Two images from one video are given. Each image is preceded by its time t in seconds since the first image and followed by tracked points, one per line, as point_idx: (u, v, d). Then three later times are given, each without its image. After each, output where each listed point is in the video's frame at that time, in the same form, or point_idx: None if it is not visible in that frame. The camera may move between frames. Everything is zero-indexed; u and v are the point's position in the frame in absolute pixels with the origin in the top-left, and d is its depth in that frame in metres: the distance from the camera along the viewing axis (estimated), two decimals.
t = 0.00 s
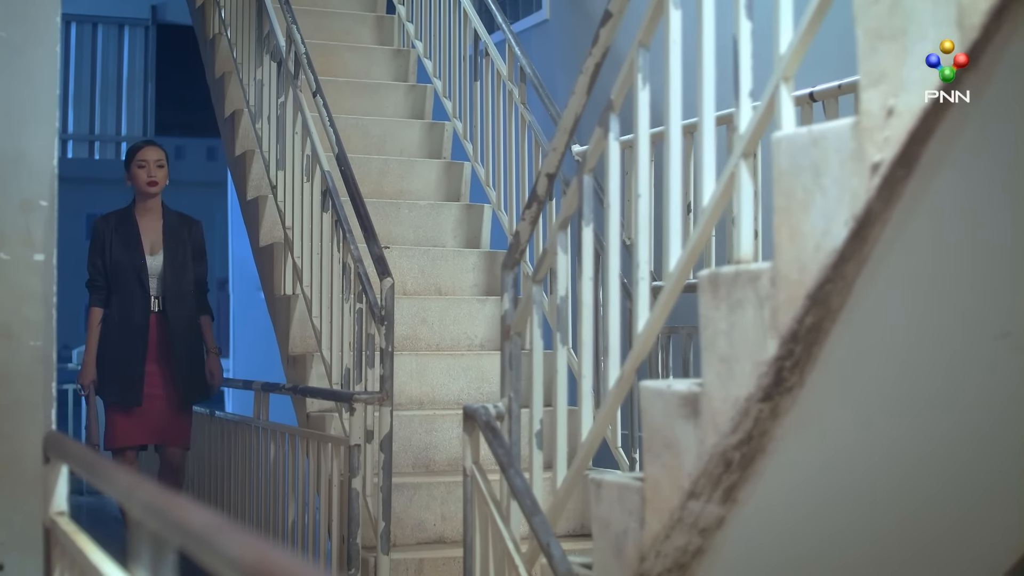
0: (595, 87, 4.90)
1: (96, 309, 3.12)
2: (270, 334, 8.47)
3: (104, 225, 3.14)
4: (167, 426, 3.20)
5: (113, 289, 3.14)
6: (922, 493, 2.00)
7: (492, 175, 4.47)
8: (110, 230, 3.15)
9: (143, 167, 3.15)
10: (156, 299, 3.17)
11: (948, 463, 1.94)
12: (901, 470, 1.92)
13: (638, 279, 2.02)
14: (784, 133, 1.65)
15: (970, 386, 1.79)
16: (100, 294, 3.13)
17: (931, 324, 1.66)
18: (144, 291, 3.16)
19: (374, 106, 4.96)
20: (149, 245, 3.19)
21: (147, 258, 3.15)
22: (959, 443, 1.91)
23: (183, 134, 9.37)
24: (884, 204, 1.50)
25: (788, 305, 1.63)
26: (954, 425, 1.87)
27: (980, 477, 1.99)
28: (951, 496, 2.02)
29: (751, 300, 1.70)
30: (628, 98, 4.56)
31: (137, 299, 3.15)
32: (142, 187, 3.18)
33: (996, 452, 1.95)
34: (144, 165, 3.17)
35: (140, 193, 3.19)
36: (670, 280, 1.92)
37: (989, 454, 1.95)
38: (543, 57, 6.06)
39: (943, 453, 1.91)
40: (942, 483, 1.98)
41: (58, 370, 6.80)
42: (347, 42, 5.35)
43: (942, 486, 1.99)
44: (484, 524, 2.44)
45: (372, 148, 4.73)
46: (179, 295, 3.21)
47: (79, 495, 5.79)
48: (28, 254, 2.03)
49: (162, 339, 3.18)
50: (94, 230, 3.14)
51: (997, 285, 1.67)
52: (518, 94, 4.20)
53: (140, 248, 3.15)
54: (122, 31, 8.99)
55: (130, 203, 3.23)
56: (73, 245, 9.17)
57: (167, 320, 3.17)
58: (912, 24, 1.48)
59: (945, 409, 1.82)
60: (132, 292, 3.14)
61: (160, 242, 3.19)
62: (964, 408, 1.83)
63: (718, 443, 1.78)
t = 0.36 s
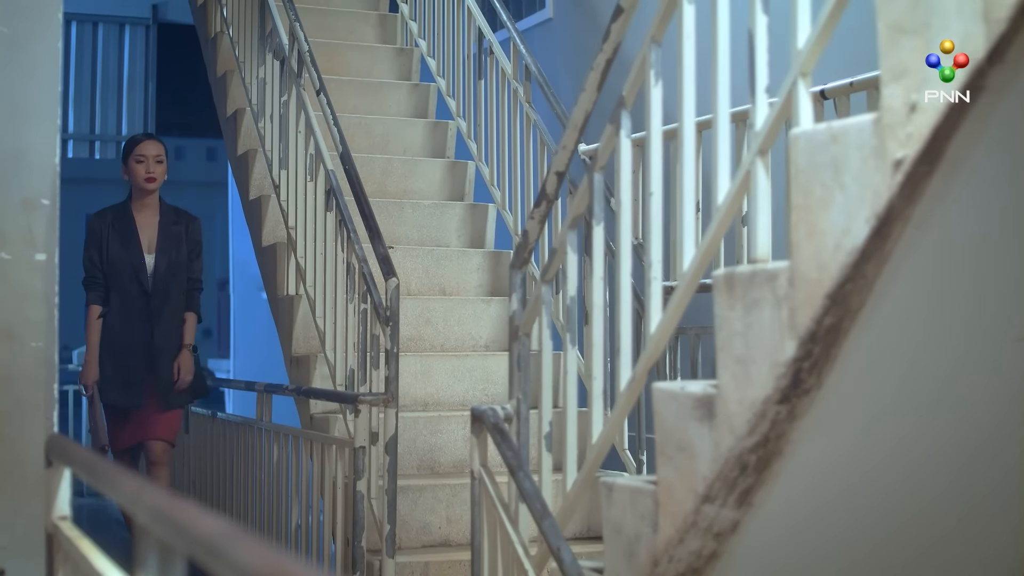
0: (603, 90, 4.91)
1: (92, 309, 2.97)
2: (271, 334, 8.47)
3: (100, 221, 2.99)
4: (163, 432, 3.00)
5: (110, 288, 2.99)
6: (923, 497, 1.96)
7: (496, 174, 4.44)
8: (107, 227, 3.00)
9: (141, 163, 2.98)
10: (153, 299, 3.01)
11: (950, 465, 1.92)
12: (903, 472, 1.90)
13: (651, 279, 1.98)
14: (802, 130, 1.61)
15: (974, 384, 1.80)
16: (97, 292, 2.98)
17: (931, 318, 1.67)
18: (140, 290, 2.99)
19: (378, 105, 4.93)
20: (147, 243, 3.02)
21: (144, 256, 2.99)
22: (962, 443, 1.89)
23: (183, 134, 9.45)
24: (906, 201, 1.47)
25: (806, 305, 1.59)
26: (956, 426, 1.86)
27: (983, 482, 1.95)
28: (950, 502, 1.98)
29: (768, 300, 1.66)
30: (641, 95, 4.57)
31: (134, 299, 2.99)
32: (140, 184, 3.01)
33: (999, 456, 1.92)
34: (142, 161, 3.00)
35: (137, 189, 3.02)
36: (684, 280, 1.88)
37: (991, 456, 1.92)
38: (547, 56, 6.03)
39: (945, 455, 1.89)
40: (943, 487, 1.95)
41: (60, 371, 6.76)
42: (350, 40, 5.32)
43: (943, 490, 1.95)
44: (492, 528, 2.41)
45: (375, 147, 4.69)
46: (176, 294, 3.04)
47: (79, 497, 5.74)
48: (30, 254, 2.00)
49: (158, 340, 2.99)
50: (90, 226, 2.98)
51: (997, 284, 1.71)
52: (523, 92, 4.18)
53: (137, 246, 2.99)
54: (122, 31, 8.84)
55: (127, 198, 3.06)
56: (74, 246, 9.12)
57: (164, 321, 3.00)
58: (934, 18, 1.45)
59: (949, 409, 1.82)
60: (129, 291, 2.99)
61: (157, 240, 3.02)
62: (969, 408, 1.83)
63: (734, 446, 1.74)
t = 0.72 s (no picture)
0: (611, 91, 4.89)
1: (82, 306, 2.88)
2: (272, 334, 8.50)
3: (90, 215, 2.88)
4: (153, 439, 2.86)
5: (100, 286, 2.89)
6: (925, 501, 1.88)
7: (500, 174, 4.40)
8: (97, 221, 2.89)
9: (135, 151, 2.89)
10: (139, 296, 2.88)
11: (951, 466, 1.85)
12: (906, 469, 1.85)
13: (662, 279, 1.96)
14: (818, 126, 1.57)
15: (974, 387, 1.77)
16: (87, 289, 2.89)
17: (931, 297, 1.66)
18: (130, 288, 2.88)
19: (381, 104, 4.90)
20: (136, 239, 2.90)
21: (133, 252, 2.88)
22: (963, 445, 1.83)
23: (183, 134, 9.31)
24: (927, 199, 1.44)
25: (823, 305, 1.56)
26: (956, 427, 1.81)
27: (987, 487, 1.88)
28: (954, 508, 1.89)
29: (784, 300, 1.63)
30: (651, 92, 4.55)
31: (123, 298, 2.88)
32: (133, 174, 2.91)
33: (1002, 459, 1.85)
34: (137, 150, 2.91)
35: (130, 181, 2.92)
36: (697, 279, 1.85)
37: (994, 460, 1.85)
38: (550, 54, 6.00)
39: (947, 457, 1.84)
40: (947, 491, 1.88)
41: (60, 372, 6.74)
42: (353, 39, 5.29)
43: (945, 494, 1.88)
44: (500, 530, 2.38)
45: (379, 147, 4.67)
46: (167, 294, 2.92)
47: (80, 498, 5.71)
48: (31, 253, 1.96)
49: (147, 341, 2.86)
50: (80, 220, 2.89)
51: (998, 273, 1.70)
52: (527, 91, 4.14)
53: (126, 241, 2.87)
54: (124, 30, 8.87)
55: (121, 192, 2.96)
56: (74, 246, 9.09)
57: (154, 321, 2.87)
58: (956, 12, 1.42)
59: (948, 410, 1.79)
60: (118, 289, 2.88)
61: (147, 235, 2.90)
62: (969, 409, 1.79)
63: (749, 449, 1.71)
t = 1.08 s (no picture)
0: (619, 90, 4.87)
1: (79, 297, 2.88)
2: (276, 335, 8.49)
3: (93, 206, 2.92)
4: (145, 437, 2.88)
5: (99, 278, 2.91)
6: (927, 505, 1.84)
7: (504, 172, 4.37)
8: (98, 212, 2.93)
9: (137, 142, 2.91)
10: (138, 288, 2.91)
11: (956, 469, 1.81)
12: (908, 468, 1.80)
13: (674, 278, 1.93)
14: (835, 122, 1.54)
15: (982, 390, 1.74)
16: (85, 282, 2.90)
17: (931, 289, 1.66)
18: (130, 279, 2.90)
19: (384, 102, 4.87)
20: (138, 230, 2.93)
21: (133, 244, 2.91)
22: (966, 445, 1.79)
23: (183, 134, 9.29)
24: (947, 197, 1.42)
25: (840, 305, 1.53)
26: (960, 426, 1.77)
27: (989, 494, 1.84)
28: (955, 515, 1.85)
29: (799, 299, 1.60)
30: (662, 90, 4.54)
31: (122, 289, 2.90)
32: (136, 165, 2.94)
33: (1006, 463, 1.82)
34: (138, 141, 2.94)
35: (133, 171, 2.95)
36: (709, 278, 1.82)
37: (997, 463, 1.82)
38: (554, 53, 5.98)
39: (952, 459, 1.80)
40: (950, 495, 1.84)
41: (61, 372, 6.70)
42: (355, 37, 5.27)
43: (946, 494, 1.83)
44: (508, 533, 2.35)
45: (382, 145, 4.64)
46: (167, 285, 2.94)
47: (82, 498, 5.68)
48: (33, 251, 1.93)
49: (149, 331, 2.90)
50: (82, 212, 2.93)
51: (999, 266, 1.69)
52: (532, 89, 4.11)
53: (127, 231, 2.90)
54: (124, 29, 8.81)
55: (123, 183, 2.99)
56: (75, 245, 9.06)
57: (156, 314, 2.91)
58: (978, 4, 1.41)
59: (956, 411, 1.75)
60: (118, 279, 2.90)
61: (151, 224, 2.92)
62: (977, 411, 1.76)
63: (763, 450, 1.68)
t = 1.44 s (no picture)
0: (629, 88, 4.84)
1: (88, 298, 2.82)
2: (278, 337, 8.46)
3: (99, 204, 2.86)
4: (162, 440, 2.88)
5: (108, 278, 2.85)
6: (929, 508, 1.80)
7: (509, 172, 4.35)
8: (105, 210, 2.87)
9: (150, 138, 2.90)
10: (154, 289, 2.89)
11: (958, 470, 1.77)
12: (915, 465, 1.76)
13: (685, 277, 1.90)
14: (852, 118, 1.51)
15: (983, 388, 1.70)
16: (94, 281, 2.84)
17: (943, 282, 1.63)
18: (143, 279, 2.87)
19: (387, 101, 4.85)
20: (150, 229, 2.91)
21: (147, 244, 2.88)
22: (974, 444, 1.75)
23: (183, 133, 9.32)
24: (967, 194, 1.39)
25: (857, 304, 1.50)
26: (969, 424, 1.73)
27: (992, 494, 1.79)
28: (956, 518, 1.81)
29: (815, 299, 1.58)
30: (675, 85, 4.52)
31: (135, 289, 2.86)
32: (147, 161, 2.91)
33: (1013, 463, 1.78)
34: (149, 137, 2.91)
35: (142, 168, 2.92)
36: (721, 277, 1.80)
37: (1004, 462, 1.77)
38: (557, 52, 5.96)
39: (958, 457, 1.76)
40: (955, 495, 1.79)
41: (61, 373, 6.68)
42: (357, 35, 5.24)
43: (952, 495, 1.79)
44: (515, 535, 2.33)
45: (385, 144, 4.61)
46: (179, 286, 2.93)
47: (84, 500, 5.66)
48: (35, 251, 1.90)
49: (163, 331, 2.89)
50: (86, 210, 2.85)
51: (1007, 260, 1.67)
52: (537, 87, 4.09)
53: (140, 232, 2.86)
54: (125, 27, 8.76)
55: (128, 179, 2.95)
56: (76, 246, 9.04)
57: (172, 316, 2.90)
58: None
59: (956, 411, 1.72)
60: (130, 279, 2.86)
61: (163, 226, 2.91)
62: (976, 411, 1.72)
63: (778, 452, 1.66)
